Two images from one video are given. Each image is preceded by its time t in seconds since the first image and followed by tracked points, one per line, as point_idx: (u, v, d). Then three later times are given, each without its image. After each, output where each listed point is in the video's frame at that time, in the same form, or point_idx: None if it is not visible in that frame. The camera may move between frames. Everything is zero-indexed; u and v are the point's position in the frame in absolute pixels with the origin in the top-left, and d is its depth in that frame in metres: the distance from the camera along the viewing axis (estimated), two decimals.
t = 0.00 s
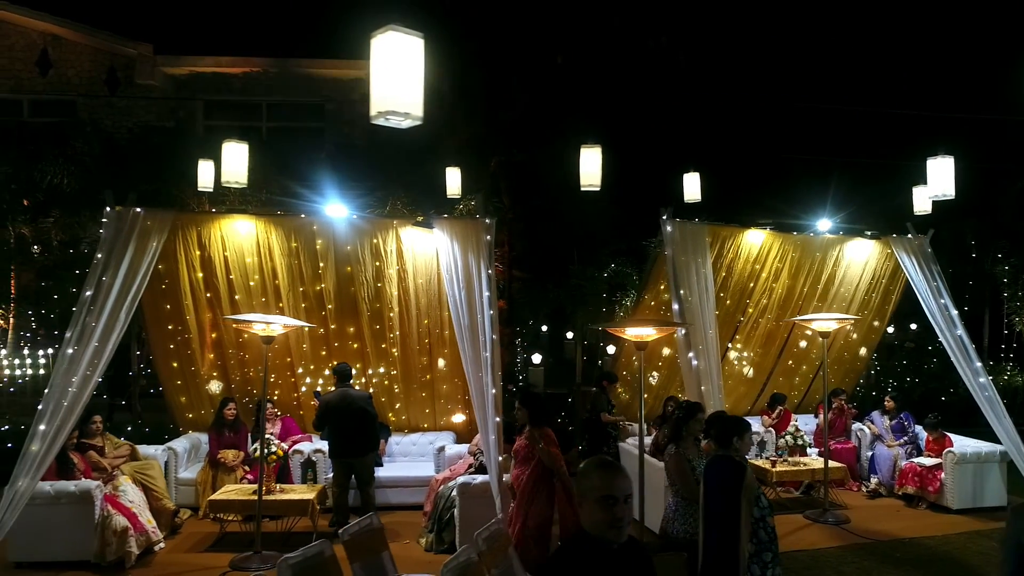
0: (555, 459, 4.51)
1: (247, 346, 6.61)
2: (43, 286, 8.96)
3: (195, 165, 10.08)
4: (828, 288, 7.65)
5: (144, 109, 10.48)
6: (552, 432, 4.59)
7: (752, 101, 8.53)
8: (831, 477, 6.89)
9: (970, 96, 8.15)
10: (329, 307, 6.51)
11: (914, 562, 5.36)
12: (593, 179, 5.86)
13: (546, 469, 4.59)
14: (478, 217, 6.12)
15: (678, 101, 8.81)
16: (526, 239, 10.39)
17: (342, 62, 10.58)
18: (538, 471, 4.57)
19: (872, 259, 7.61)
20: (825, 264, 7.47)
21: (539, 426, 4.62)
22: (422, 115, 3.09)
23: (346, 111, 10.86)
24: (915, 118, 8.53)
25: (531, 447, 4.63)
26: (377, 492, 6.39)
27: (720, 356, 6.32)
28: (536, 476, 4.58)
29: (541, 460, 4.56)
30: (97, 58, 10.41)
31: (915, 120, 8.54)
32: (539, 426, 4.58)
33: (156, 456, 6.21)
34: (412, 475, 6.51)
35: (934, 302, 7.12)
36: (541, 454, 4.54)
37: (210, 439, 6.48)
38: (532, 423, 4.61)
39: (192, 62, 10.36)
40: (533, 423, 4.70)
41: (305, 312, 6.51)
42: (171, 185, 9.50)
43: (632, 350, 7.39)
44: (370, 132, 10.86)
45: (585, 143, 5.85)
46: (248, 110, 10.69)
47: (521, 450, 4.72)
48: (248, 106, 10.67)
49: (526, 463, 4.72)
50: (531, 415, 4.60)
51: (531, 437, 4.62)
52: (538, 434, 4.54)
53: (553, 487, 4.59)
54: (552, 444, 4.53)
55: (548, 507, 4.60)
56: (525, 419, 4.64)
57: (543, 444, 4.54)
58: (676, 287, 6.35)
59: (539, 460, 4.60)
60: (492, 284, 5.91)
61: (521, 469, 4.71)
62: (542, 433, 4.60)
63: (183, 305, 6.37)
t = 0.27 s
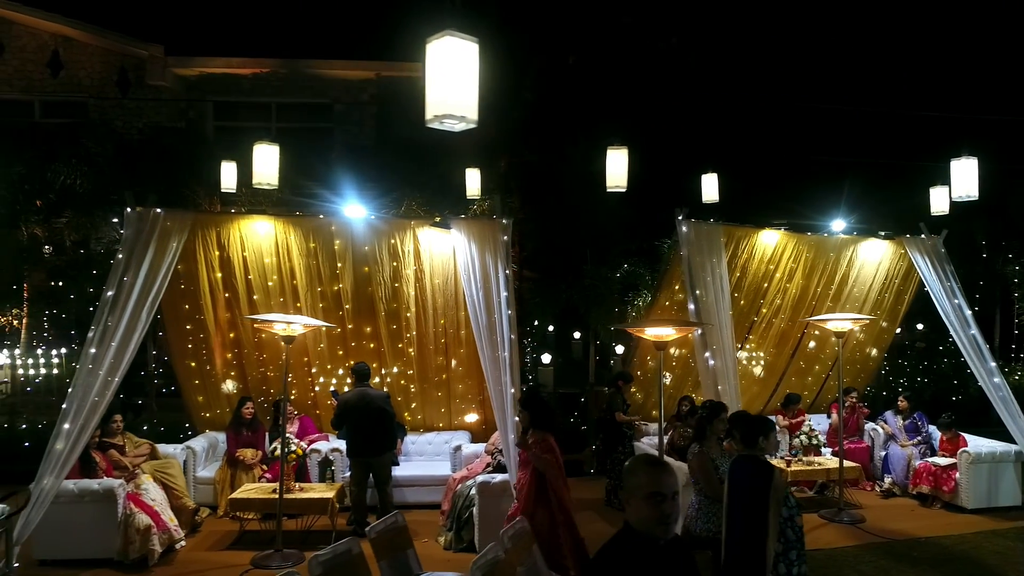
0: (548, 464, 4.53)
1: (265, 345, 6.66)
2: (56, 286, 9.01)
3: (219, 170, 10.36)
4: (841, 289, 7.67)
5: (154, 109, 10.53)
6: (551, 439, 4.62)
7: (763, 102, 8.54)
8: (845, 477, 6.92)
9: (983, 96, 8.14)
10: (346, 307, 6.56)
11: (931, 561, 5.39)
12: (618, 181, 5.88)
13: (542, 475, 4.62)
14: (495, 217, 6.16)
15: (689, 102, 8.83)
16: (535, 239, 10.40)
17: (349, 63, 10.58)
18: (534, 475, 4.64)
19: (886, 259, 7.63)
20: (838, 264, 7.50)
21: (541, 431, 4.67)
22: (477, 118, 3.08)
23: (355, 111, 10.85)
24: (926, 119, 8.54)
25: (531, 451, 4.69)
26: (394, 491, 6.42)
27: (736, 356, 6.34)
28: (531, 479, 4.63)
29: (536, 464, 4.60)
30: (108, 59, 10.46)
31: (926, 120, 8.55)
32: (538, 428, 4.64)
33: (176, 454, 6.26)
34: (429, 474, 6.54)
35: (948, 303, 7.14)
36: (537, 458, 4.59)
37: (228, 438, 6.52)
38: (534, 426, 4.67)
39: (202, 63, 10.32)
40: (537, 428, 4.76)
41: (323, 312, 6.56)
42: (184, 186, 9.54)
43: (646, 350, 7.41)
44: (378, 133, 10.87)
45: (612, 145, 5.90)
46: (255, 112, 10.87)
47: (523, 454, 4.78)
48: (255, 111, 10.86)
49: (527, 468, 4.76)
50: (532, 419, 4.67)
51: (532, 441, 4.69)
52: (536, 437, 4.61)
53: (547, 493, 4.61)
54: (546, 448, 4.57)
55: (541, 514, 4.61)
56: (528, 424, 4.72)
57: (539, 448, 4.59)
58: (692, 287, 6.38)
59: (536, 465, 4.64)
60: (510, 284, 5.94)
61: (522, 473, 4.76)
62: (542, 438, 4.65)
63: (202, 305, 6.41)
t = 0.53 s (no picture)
0: (533, 463, 4.75)
1: (280, 345, 6.71)
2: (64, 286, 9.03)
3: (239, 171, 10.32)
4: (851, 289, 7.71)
5: (161, 110, 10.55)
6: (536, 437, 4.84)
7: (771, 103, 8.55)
8: (855, 476, 6.95)
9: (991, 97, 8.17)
10: (360, 307, 6.61)
11: (945, 559, 5.42)
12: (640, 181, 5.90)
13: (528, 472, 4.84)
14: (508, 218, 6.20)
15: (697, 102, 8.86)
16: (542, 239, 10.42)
17: (355, 64, 10.59)
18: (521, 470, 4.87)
19: (895, 259, 7.67)
20: (848, 264, 7.55)
21: (530, 430, 4.90)
22: (525, 121, 3.24)
23: (360, 111, 10.89)
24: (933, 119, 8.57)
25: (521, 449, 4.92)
26: (408, 490, 6.44)
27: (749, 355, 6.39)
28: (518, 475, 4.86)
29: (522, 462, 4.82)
30: (114, 60, 10.50)
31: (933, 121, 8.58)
32: (525, 428, 4.88)
33: (192, 454, 6.30)
34: (442, 473, 6.56)
35: (958, 303, 7.19)
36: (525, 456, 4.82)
37: (242, 437, 6.53)
38: (523, 425, 4.92)
39: (209, 64, 10.40)
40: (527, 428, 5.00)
41: (337, 312, 6.60)
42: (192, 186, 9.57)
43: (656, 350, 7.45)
44: (384, 135, 10.94)
45: (635, 147, 5.94)
46: (262, 112, 10.84)
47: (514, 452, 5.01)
48: (262, 111, 10.83)
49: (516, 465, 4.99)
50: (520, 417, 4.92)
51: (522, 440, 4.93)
52: (524, 435, 4.84)
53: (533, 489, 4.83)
54: (532, 447, 4.79)
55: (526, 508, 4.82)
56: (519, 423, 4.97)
57: (525, 446, 4.82)
58: (704, 287, 6.43)
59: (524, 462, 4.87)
60: (524, 285, 5.98)
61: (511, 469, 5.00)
62: (531, 437, 4.88)
63: (218, 305, 6.46)
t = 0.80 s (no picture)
0: (533, 457, 4.63)
1: (295, 345, 6.73)
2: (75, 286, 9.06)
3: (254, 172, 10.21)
4: (862, 288, 7.73)
5: (169, 111, 10.59)
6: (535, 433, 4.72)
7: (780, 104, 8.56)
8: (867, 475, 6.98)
9: (1000, 98, 8.19)
10: (375, 306, 6.66)
11: (959, 558, 5.46)
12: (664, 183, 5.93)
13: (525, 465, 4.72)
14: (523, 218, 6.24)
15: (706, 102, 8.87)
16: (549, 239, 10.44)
17: (362, 64, 10.56)
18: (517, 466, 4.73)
19: (906, 259, 7.70)
20: (859, 264, 7.58)
21: (524, 425, 4.75)
22: (571, 126, 3.26)
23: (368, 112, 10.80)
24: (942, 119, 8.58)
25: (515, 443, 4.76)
26: (423, 489, 6.48)
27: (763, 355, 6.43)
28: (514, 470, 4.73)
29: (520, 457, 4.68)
30: (123, 61, 10.54)
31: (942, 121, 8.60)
32: (521, 423, 4.74)
33: (208, 452, 6.35)
34: (456, 471, 6.59)
35: (968, 303, 7.23)
36: (521, 451, 4.67)
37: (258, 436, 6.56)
38: (517, 420, 4.74)
39: (218, 65, 10.37)
40: (520, 421, 4.84)
41: (352, 312, 6.65)
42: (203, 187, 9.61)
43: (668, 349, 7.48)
44: (390, 134, 10.82)
45: (657, 147, 5.96)
46: (270, 113, 10.87)
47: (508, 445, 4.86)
48: (270, 111, 10.86)
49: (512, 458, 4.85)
50: (515, 412, 4.77)
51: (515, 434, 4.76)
52: (518, 431, 4.66)
53: (530, 482, 4.71)
54: (530, 442, 4.65)
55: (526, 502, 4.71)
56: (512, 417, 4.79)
57: (523, 441, 4.67)
58: (718, 287, 6.46)
59: (520, 456, 4.72)
60: (539, 285, 6.01)
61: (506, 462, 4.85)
62: (525, 431, 4.71)
63: (234, 304, 6.50)
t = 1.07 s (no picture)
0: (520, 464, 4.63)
1: (310, 344, 6.78)
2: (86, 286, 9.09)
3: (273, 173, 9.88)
4: (872, 289, 7.77)
5: (177, 111, 10.61)
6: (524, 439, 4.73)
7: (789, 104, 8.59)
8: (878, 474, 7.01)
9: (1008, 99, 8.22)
10: (389, 306, 6.73)
11: (972, 556, 5.50)
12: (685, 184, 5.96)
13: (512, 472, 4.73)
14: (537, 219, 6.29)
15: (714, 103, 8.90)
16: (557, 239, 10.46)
17: (369, 64, 10.60)
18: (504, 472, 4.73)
19: (916, 260, 7.74)
20: (869, 264, 7.63)
21: (514, 430, 4.76)
22: (613, 129, 3.30)
23: (375, 113, 10.87)
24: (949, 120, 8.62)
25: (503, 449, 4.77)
26: (437, 488, 6.52)
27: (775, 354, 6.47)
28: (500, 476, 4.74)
29: (507, 463, 4.70)
30: (131, 61, 10.58)
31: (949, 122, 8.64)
32: (511, 428, 4.74)
33: (224, 451, 6.40)
34: (470, 470, 6.64)
35: (979, 303, 7.27)
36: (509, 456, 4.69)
37: (273, 435, 6.59)
38: (506, 426, 4.76)
39: (226, 66, 10.41)
40: (509, 426, 4.85)
41: (367, 312, 6.71)
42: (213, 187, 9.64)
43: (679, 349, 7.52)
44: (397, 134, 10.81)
45: (678, 150, 6.00)
46: (277, 113, 10.92)
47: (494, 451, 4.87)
48: (277, 111, 10.90)
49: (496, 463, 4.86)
50: (504, 418, 4.77)
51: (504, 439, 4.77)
52: (509, 437, 4.68)
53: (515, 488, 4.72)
54: (519, 447, 4.66)
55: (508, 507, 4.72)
56: (502, 422, 4.80)
57: (511, 446, 4.68)
58: (730, 287, 6.51)
59: (507, 461, 4.74)
60: (553, 285, 6.05)
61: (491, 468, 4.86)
62: (514, 437, 4.73)
63: (249, 304, 6.56)
